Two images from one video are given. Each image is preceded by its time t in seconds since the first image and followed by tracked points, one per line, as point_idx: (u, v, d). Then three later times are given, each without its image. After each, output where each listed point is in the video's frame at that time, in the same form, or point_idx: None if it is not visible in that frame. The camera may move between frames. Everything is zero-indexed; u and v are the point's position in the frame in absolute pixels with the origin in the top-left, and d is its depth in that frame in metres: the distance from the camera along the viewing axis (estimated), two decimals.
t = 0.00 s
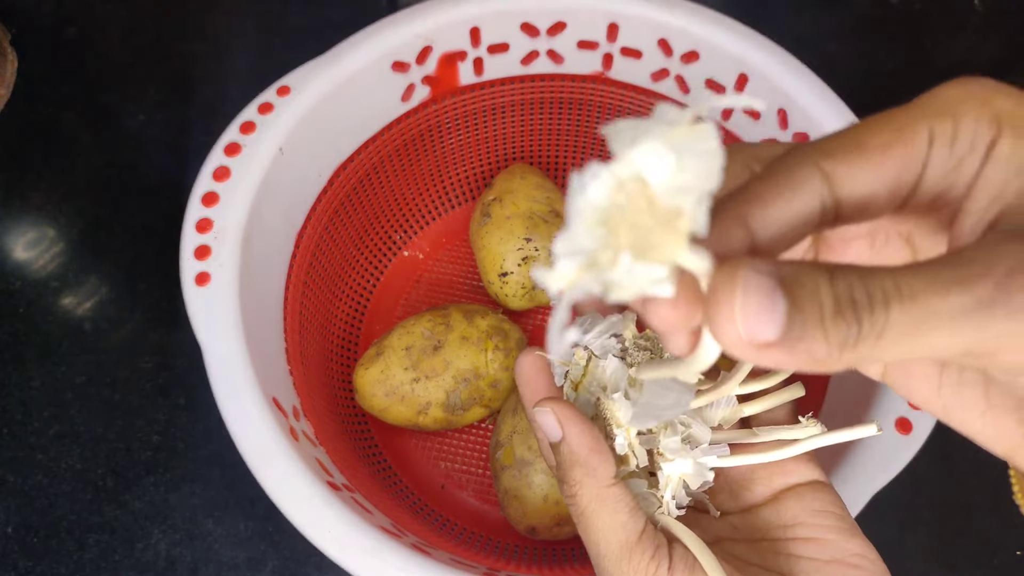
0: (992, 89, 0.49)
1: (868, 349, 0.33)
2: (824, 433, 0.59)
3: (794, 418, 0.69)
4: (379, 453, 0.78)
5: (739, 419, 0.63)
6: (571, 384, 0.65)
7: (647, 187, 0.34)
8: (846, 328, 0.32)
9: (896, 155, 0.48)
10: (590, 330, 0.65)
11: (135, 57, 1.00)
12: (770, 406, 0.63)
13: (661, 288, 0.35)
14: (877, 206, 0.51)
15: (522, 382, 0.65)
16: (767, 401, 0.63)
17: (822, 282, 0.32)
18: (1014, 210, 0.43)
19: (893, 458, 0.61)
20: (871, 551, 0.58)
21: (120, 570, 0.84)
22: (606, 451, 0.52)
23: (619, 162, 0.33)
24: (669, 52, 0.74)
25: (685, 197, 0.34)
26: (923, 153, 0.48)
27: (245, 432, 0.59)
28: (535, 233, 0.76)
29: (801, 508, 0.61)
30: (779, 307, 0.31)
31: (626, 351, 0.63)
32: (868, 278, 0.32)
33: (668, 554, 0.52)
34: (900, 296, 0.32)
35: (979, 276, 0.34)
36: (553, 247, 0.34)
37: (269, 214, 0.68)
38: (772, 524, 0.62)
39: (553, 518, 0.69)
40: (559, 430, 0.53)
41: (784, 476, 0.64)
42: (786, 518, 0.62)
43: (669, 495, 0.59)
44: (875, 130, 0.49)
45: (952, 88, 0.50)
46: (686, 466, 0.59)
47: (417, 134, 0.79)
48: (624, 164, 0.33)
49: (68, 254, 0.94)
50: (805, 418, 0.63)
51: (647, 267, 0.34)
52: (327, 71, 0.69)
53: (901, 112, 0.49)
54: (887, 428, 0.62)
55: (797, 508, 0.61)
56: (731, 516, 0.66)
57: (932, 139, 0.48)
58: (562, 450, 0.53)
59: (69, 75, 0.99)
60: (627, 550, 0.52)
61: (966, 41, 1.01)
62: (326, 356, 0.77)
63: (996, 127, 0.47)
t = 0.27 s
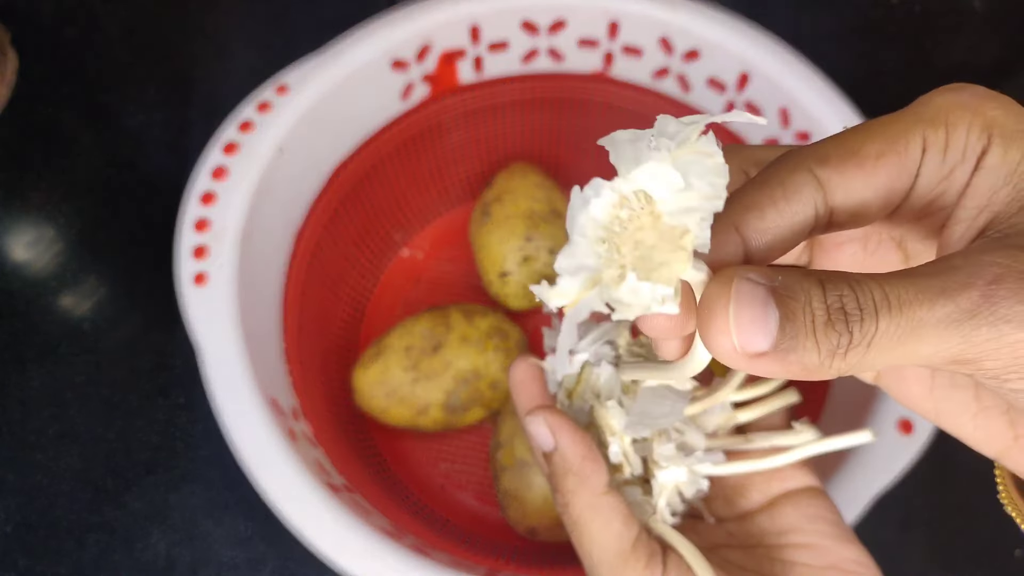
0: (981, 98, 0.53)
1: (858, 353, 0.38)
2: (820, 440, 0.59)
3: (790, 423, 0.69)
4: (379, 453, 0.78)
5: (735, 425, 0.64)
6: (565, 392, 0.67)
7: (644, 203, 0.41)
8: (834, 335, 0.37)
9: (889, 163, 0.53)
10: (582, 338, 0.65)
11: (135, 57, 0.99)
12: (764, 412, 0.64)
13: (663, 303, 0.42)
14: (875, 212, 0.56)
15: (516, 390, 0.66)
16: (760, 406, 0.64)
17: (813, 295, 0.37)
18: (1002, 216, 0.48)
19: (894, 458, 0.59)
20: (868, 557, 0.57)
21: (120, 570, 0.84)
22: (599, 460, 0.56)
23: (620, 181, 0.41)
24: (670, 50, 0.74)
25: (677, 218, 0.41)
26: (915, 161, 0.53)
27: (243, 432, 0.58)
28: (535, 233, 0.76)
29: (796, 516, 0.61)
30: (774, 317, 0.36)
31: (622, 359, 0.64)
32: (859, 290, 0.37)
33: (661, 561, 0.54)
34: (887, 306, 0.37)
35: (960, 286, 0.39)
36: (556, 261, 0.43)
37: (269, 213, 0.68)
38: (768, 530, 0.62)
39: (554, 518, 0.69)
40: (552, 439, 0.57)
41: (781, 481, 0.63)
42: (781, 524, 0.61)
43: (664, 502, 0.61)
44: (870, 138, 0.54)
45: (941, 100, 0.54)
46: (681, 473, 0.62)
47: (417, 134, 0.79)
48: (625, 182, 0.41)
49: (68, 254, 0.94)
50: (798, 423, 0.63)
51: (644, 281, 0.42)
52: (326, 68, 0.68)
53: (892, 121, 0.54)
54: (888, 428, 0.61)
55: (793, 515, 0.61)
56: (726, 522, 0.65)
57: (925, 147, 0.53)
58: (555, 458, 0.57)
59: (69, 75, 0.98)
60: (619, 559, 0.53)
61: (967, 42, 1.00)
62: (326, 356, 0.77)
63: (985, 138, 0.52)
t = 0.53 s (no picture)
0: (984, 101, 0.54)
1: (860, 352, 0.38)
2: (820, 441, 0.59)
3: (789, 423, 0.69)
4: (379, 453, 0.78)
5: (735, 425, 0.65)
6: (566, 392, 0.69)
7: (682, 211, 0.40)
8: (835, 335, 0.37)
9: (895, 165, 0.53)
10: (583, 338, 0.69)
11: (135, 57, 0.99)
12: (762, 413, 0.64)
13: (711, 313, 0.41)
14: (875, 212, 0.55)
15: (515, 391, 0.65)
16: (757, 407, 0.64)
17: (816, 294, 0.37)
18: (1004, 217, 0.48)
19: (894, 458, 0.59)
20: (868, 556, 0.57)
21: (120, 570, 0.84)
22: (600, 460, 0.56)
23: (658, 191, 0.40)
24: (670, 50, 0.74)
25: (723, 226, 0.40)
26: (920, 163, 0.53)
27: (243, 432, 0.58)
28: (535, 233, 0.76)
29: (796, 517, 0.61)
30: (777, 316, 0.38)
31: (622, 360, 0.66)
32: (859, 289, 0.38)
33: (662, 561, 0.54)
34: (889, 306, 0.38)
35: (960, 285, 0.39)
36: (596, 272, 0.42)
37: (268, 213, 0.68)
38: (768, 531, 0.62)
39: (554, 518, 0.69)
40: (552, 440, 0.57)
41: (780, 482, 0.63)
42: (780, 525, 0.61)
43: (665, 502, 0.61)
44: (877, 139, 0.53)
45: (944, 102, 0.54)
46: (683, 474, 0.62)
47: (418, 134, 0.79)
48: (662, 192, 0.40)
49: (68, 254, 0.94)
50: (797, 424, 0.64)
51: (690, 290, 0.41)
52: (326, 68, 0.68)
53: (900, 121, 0.54)
54: (888, 428, 0.61)
55: (793, 515, 0.61)
56: (727, 523, 0.65)
57: (930, 149, 0.53)
58: (556, 460, 0.57)
59: (69, 75, 0.98)
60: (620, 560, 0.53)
61: (966, 42, 1.00)
62: (326, 356, 0.77)
63: (988, 140, 0.52)
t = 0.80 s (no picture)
0: (985, 102, 0.54)
1: (859, 354, 0.38)
2: (820, 442, 0.59)
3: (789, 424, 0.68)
4: (379, 453, 0.78)
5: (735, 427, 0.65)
6: (566, 393, 0.69)
7: (689, 217, 0.40)
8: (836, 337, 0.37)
9: (896, 166, 0.52)
10: (583, 339, 0.69)
11: (135, 57, 0.99)
12: (761, 414, 0.64)
13: (717, 319, 0.41)
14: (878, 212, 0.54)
15: (516, 391, 0.65)
16: (757, 408, 0.64)
17: (818, 296, 0.38)
18: (1005, 218, 0.48)
19: (894, 458, 0.59)
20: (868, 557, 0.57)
21: (120, 570, 0.84)
22: (600, 462, 0.56)
23: (665, 196, 0.40)
24: (670, 50, 0.74)
25: (730, 231, 0.40)
26: (922, 164, 0.53)
27: (243, 432, 0.58)
28: (535, 233, 0.76)
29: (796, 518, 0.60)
30: (779, 318, 0.37)
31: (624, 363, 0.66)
32: (861, 292, 0.38)
33: (663, 562, 0.54)
34: (889, 308, 0.38)
35: (960, 287, 0.39)
36: (601, 277, 0.41)
37: (268, 212, 0.68)
38: (768, 532, 0.62)
39: (555, 519, 0.69)
40: (552, 441, 0.57)
41: (780, 484, 0.63)
42: (781, 526, 0.61)
43: (666, 504, 0.61)
44: (879, 139, 0.53)
45: (945, 104, 0.54)
46: (684, 476, 0.62)
47: (418, 134, 0.79)
48: (669, 196, 0.40)
49: (68, 254, 0.94)
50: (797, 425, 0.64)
51: (697, 296, 0.40)
52: (326, 68, 0.68)
53: (902, 122, 0.54)
54: (888, 428, 0.61)
55: (794, 517, 0.61)
56: (727, 525, 0.65)
57: (932, 150, 0.53)
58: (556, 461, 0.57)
59: (69, 75, 0.98)
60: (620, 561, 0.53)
61: (967, 43, 1.00)
62: (326, 356, 0.77)
63: (989, 141, 0.52)
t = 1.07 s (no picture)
0: (983, 108, 0.54)
1: (859, 362, 0.38)
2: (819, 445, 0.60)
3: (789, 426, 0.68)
4: (379, 453, 0.77)
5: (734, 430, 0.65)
6: (564, 396, 0.69)
7: (687, 228, 0.41)
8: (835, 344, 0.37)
9: (894, 172, 0.53)
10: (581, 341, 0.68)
11: (135, 57, 0.99)
12: (761, 417, 0.65)
13: (714, 330, 0.41)
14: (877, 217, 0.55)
15: (514, 394, 0.65)
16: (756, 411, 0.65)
17: (815, 304, 0.38)
18: (1000, 224, 0.48)
19: (894, 459, 0.59)
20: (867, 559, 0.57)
21: (120, 570, 0.84)
22: (598, 464, 0.56)
23: (663, 207, 0.40)
24: (670, 50, 0.74)
25: (728, 243, 0.40)
26: (918, 170, 0.53)
27: (243, 432, 0.58)
28: (535, 233, 0.76)
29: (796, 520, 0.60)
30: (776, 327, 0.38)
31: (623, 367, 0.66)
32: (858, 299, 0.38)
33: (662, 564, 0.54)
34: (887, 316, 0.38)
35: (958, 294, 0.39)
36: (598, 288, 0.42)
37: (268, 212, 0.68)
38: (767, 534, 0.62)
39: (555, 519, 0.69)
40: (550, 444, 0.57)
41: (779, 486, 0.63)
42: (780, 528, 0.61)
43: (664, 507, 0.61)
44: (876, 146, 0.53)
45: (943, 108, 0.54)
46: (681, 479, 0.62)
47: (418, 134, 0.79)
48: (667, 207, 0.40)
49: (68, 254, 0.94)
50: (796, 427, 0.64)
51: (694, 307, 0.41)
52: (327, 68, 0.68)
53: (900, 128, 0.54)
54: (888, 430, 0.61)
55: (793, 519, 0.61)
56: (726, 527, 0.65)
57: (930, 155, 0.53)
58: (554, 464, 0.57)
59: (69, 74, 0.98)
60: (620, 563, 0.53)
61: (966, 43, 1.00)
62: (326, 356, 0.77)
63: (986, 148, 0.52)
